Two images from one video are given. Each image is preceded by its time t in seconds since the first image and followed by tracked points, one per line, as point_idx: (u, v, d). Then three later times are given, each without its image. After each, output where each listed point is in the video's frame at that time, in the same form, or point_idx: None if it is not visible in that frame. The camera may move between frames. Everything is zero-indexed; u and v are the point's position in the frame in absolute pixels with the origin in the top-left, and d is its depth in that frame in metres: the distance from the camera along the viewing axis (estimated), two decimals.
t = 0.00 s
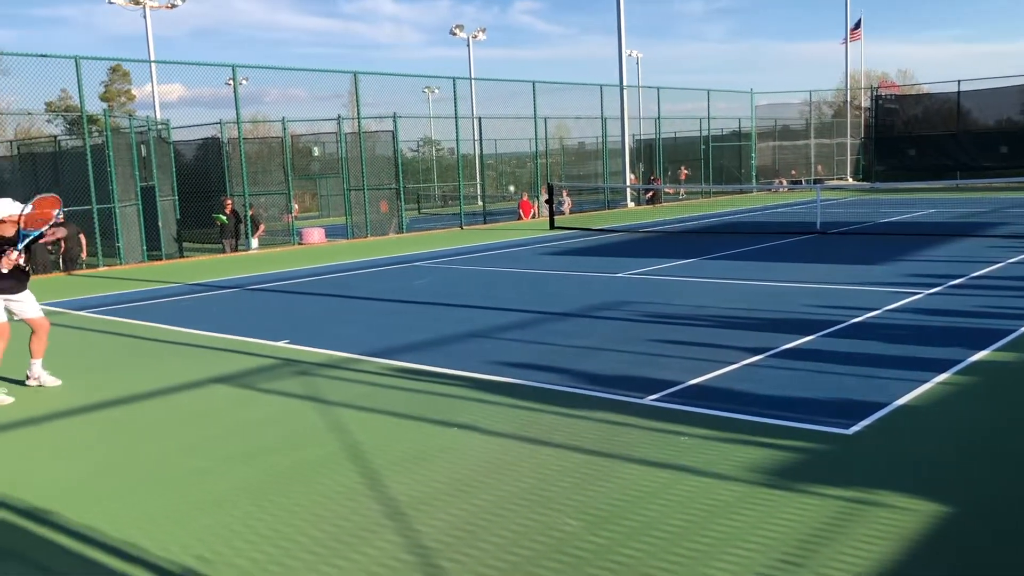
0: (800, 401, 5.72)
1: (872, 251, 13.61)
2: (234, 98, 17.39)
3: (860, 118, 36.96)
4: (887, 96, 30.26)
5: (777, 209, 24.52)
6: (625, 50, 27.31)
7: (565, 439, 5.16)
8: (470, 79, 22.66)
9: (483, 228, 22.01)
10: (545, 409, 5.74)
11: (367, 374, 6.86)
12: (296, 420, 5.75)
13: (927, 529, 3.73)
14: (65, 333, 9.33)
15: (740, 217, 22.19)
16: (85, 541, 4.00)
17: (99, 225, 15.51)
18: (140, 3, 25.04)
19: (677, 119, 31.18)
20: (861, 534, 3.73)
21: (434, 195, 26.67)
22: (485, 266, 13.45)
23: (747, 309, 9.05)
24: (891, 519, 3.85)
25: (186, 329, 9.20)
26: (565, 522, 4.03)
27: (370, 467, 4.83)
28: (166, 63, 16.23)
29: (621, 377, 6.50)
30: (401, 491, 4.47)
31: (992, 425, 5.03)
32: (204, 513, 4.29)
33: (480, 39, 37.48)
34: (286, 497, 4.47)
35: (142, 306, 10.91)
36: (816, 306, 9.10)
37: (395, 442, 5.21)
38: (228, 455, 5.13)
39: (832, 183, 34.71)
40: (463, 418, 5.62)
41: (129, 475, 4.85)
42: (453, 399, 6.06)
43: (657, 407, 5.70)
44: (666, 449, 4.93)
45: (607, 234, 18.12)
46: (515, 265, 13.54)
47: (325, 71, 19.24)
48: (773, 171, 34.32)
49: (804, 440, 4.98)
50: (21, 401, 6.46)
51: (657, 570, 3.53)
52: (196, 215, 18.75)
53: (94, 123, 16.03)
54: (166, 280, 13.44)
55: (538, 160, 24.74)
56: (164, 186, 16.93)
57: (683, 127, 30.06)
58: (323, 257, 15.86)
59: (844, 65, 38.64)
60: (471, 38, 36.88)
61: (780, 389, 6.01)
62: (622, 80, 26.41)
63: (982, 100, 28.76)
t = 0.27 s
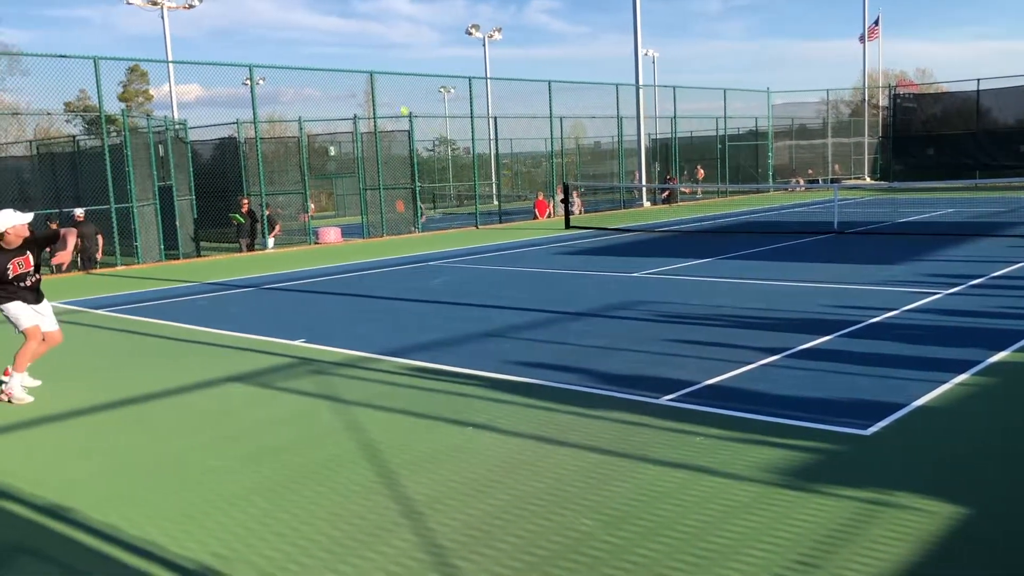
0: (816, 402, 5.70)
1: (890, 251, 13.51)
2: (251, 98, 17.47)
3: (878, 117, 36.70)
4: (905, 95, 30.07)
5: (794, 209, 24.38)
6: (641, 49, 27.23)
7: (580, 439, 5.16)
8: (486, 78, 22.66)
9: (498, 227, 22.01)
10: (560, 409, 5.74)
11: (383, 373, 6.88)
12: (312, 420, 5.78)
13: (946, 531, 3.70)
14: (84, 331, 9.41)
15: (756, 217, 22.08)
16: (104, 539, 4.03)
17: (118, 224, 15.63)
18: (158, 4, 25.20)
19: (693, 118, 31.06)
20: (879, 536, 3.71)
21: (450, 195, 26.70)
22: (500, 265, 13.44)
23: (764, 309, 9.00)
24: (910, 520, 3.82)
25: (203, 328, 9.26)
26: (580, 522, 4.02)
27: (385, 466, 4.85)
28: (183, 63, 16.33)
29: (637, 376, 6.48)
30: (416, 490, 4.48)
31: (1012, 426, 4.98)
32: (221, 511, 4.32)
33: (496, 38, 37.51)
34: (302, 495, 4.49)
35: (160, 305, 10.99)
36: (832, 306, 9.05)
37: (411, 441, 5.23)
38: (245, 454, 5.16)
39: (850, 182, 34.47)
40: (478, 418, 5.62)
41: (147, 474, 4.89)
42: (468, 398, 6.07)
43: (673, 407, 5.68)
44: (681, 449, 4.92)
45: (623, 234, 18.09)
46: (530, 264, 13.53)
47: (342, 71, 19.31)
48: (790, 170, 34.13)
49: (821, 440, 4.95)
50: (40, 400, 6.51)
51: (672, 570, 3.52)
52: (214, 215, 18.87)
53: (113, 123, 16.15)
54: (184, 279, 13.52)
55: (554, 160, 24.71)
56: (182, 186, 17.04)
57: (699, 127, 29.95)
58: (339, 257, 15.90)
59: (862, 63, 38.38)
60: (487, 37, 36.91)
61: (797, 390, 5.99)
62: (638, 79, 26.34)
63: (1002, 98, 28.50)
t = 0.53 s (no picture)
0: (823, 402, 5.69)
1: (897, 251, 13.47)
2: (257, 99, 17.49)
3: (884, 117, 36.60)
4: (911, 94, 30.00)
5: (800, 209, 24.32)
6: (647, 49, 27.19)
7: (586, 439, 5.15)
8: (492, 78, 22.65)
9: (504, 227, 21.99)
10: (566, 409, 5.74)
11: (388, 373, 6.89)
12: (317, 420, 5.78)
13: (954, 532, 3.68)
14: (90, 332, 9.45)
15: (762, 217, 22.03)
16: (110, 539, 4.04)
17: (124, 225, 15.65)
18: (165, 5, 25.25)
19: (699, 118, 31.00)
20: (886, 536, 3.70)
21: (455, 195, 26.69)
22: (506, 266, 13.45)
23: (770, 309, 8.99)
24: (918, 522, 3.81)
25: (209, 328, 9.28)
26: (586, 522, 4.02)
27: (391, 466, 4.85)
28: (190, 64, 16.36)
29: (642, 376, 6.48)
30: (421, 490, 4.48)
31: (1019, 427, 4.96)
32: (227, 511, 4.33)
33: (502, 38, 37.52)
34: (308, 495, 4.49)
35: (166, 306, 11.02)
36: (838, 306, 9.03)
37: (416, 441, 5.23)
38: (250, 454, 5.17)
39: (856, 182, 34.38)
40: (483, 418, 5.63)
41: (154, 473, 4.90)
42: (474, 398, 6.07)
43: (679, 407, 5.67)
44: (687, 449, 4.91)
45: (628, 234, 18.07)
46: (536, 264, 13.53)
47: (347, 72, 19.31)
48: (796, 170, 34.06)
49: (828, 441, 4.94)
50: (46, 400, 6.53)
51: (678, 571, 3.51)
52: (220, 215, 18.90)
53: (119, 123, 16.18)
54: (190, 280, 13.55)
55: (560, 160, 24.68)
56: (188, 186, 17.07)
57: (705, 126, 29.90)
58: (344, 257, 15.92)
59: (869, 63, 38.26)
60: (493, 38, 36.90)
61: (803, 390, 5.97)
62: (644, 79, 26.29)
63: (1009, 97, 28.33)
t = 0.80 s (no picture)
0: (817, 402, 5.70)
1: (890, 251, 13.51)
2: (251, 100, 17.46)
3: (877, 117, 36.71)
4: (904, 95, 30.14)
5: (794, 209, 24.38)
6: (640, 51, 27.24)
7: (580, 440, 5.16)
8: (486, 79, 22.66)
9: (498, 228, 22.01)
10: (561, 409, 5.75)
11: (383, 374, 6.89)
12: (312, 421, 5.79)
13: (948, 531, 3.69)
14: (84, 334, 9.42)
15: (756, 217, 22.08)
16: (105, 541, 4.03)
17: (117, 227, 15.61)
18: (158, 6, 25.20)
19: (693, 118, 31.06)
20: (881, 536, 3.71)
21: (450, 196, 26.70)
22: (500, 267, 13.45)
23: (763, 309, 9.01)
24: (912, 521, 3.82)
25: (203, 330, 9.27)
26: (581, 522, 4.02)
27: (386, 467, 4.85)
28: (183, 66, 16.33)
29: (636, 377, 6.49)
30: (416, 491, 4.49)
31: (1012, 426, 4.97)
32: (222, 513, 4.32)
33: (495, 40, 37.57)
34: (302, 497, 4.49)
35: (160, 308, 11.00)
36: (832, 306, 9.06)
37: (411, 442, 5.23)
38: (245, 455, 5.17)
39: (849, 182, 34.46)
40: (478, 418, 5.63)
41: (148, 475, 4.89)
42: (468, 399, 6.07)
43: (673, 408, 5.68)
44: (681, 449, 4.92)
45: (622, 234, 18.09)
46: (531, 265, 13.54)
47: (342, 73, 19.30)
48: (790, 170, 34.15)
49: (822, 441, 4.95)
50: (40, 402, 6.51)
51: (673, 571, 3.52)
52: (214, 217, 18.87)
53: (112, 125, 16.15)
54: (184, 281, 13.53)
55: (554, 161, 24.70)
56: (182, 188, 17.04)
57: (699, 127, 29.97)
58: (339, 258, 15.90)
59: (862, 64, 38.38)
60: (486, 39, 36.94)
61: (797, 390, 5.99)
62: (638, 80, 26.33)
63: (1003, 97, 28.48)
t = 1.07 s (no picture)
0: (792, 401, 5.74)
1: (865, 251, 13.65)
2: (227, 102, 17.35)
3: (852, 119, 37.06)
4: (878, 97, 30.55)
5: (770, 210, 24.56)
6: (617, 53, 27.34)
7: (557, 440, 5.18)
8: (463, 81, 22.65)
9: (476, 230, 21.99)
10: (538, 411, 5.76)
11: (360, 377, 6.87)
12: (290, 424, 5.76)
13: (919, 528, 3.75)
14: (58, 338, 9.32)
15: (733, 218, 22.23)
16: (78, 547, 3.99)
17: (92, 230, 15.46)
18: (132, 7, 24.99)
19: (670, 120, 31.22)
20: (855, 533, 3.75)
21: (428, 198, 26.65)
22: (479, 268, 13.45)
23: (739, 309, 9.08)
24: (885, 518, 3.87)
25: (179, 333, 9.20)
26: (557, 523, 4.04)
27: (363, 469, 4.85)
28: (158, 68, 16.20)
29: (613, 377, 6.52)
30: (393, 494, 4.48)
31: (982, 424, 5.05)
32: (197, 517, 4.30)
33: (473, 41, 37.62)
34: (278, 500, 4.47)
35: (135, 311, 10.91)
36: (807, 306, 9.14)
37: (388, 445, 5.23)
38: (222, 460, 5.13)
39: (825, 183, 34.78)
40: (455, 420, 5.64)
41: (123, 479, 4.86)
42: (446, 401, 6.07)
43: (650, 408, 5.71)
44: (658, 449, 4.95)
45: (601, 236, 18.15)
46: (509, 267, 13.55)
47: (318, 75, 19.22)
48: (766, 171, 34.41)
49: (796, 439, 4.99)
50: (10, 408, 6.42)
51: (649, 570, 3.54)
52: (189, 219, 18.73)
53: (86, 127, 16.00)
54: (160, 285, 13.42)
55: (532, 163, 24.73)
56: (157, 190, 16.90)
57: (676, 129, 30.13)
58: (317, 261, 15.84)
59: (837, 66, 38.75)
60: (464, 40, 36.98)
61: (773, 389, 6.04)
62: (615, 82, 26.43)
63: (975, 99, 28.88)
